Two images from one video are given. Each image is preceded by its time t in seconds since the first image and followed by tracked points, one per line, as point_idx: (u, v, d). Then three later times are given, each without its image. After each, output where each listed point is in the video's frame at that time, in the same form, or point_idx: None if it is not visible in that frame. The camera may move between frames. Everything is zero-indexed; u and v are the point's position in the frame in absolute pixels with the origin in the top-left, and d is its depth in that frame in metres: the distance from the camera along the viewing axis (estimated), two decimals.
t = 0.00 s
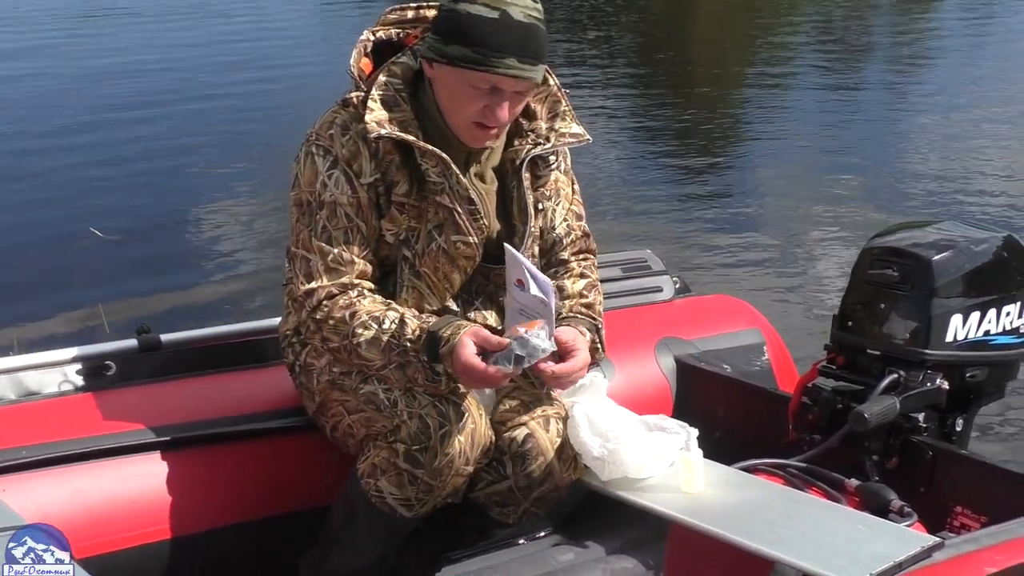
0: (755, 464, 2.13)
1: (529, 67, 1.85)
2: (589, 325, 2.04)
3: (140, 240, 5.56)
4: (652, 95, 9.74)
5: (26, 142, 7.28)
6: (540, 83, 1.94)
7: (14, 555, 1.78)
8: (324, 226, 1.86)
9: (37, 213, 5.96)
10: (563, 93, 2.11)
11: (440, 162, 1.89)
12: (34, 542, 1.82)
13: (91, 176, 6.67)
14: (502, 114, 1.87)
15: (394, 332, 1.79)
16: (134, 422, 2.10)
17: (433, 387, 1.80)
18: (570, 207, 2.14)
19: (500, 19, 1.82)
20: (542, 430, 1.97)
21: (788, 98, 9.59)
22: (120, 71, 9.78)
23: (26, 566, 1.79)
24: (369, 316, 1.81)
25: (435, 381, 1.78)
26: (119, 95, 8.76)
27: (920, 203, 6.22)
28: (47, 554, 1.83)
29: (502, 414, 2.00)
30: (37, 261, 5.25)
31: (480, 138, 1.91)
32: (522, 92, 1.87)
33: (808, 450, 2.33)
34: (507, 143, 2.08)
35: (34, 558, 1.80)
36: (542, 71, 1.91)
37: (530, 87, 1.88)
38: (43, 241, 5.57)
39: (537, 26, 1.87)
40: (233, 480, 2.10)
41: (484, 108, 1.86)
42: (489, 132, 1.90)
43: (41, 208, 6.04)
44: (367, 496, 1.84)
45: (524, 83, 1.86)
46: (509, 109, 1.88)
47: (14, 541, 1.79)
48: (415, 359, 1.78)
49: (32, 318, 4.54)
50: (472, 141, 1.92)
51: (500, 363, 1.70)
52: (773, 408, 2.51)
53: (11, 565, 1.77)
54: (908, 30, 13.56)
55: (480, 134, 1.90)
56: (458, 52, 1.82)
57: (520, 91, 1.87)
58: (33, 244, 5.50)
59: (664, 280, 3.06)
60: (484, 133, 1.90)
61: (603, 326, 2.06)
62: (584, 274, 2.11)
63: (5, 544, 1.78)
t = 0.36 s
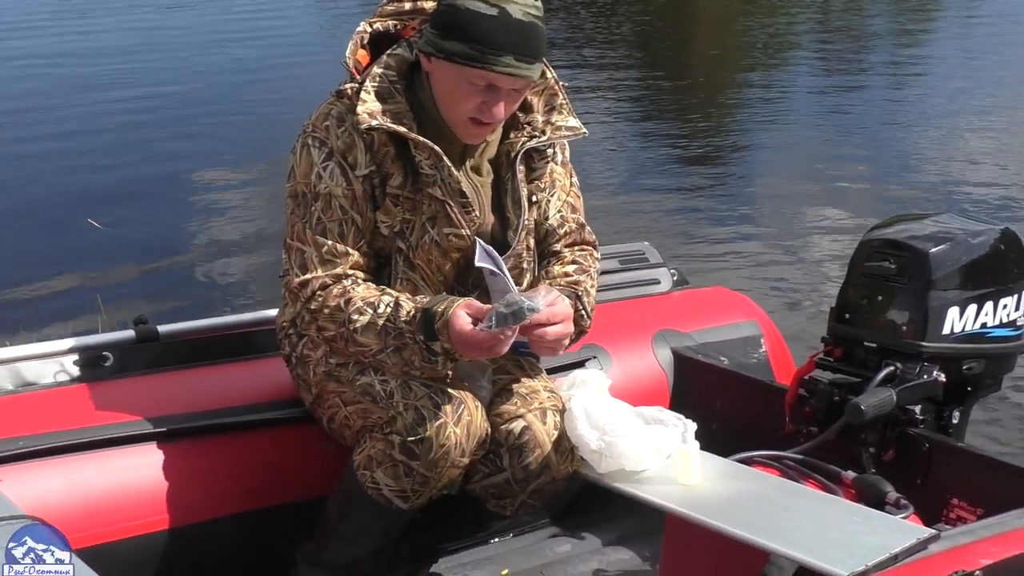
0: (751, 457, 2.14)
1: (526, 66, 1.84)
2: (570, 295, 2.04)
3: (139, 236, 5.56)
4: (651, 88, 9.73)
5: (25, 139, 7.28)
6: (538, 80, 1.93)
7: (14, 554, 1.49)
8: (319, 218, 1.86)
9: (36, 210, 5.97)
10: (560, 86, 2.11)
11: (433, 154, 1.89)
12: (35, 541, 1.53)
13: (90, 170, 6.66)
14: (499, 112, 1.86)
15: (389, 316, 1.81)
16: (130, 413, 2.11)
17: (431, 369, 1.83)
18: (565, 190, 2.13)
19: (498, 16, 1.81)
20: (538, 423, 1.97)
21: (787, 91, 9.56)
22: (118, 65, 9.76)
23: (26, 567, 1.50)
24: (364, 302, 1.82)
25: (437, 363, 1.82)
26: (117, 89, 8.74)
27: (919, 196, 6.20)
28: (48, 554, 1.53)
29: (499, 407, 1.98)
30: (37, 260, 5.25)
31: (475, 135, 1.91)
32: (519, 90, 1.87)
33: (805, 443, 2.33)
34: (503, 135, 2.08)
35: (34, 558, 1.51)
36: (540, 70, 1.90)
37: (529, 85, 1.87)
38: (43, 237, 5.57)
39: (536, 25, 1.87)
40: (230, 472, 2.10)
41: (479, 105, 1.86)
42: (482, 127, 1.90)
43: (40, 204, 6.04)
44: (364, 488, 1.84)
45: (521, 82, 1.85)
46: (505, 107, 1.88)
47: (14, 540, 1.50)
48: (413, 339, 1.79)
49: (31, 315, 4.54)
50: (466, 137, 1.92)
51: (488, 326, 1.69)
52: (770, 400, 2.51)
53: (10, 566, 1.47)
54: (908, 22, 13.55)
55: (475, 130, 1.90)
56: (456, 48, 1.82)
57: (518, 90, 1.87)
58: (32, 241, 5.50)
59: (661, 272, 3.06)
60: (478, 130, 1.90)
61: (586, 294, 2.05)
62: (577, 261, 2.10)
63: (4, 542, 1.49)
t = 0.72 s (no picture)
0: (750, 451, 2.14)
1: (524, 72, 1.84)
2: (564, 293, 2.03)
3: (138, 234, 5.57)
4: (649, 83, 9.73)
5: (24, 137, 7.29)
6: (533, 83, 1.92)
7: (14, 554, 1.49)
8: (316, 216, 1.86)
9: (35, 206, 5.97)
10: (558, 82, 2.10)
11: (429, 153, 1.88)
12: (35, 541, 1.52)
13: (89, 168, 6.67)
14: (496, 116, 1.87)
15: (384, 303, 1.81)
16: (129, 408, 2.11)
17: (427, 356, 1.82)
18: (562, 184, 2.12)
19: (496, 22, 1.81)
20: (538, 418, 1.96)
21: (786, 87, 9.56)
22: (117, 63, 9.76)
23: (26, 567, 1.49)
24: (361, 292, 1.82)
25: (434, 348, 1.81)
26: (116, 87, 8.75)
27: (916, 191, 6.21)
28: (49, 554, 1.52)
29: (496, 402, 1.98)
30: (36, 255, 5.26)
31: (469, 135, 1.91)
32: (515, 95, 1.87)
33: (804, 437, 2.33)
34: (500, 132, 2.07)
35: (35, 558, 1.50)
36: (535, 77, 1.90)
37: (526, 89, 1.87)
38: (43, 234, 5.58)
39: (535, 30, 1.87)
40: (229, 466, 2.10)
41: (477, 110, 1.86)
42: (477, 128, 1.90)
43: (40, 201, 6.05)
44: (363, 484, 1.84)
45: (517, 88, 1.85)
46: (501, 113, 1.89)
47: (15, 540, 1.50)
48: (412, 329, 1.79)
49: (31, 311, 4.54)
50: (462, 138, 1.92)
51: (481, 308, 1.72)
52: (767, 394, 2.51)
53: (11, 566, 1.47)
54: (906, 19, 13.56)
55: (470, 131, 1.90)
56: (453, 51, 1.81)
57: (515, 95, 1.87)
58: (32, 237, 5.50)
59: (660, 268, 3.06)
60: (474, 131, 1.90)
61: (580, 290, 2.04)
62: (573, 255, 2.10)
63: (4, 542, 1.49)
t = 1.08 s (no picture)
0: (750, 446, 2.14)
1: (523, 63, 1.83)
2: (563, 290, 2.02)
3: (140, 236, 5.59)
4: (649, 79, 9.75)
5: (26, 141, 7.31)
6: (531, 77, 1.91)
7: (14, 554, 1.48)
8: (316, 211, 1.86)
9: (37, 209, 5.99)
10: (558, 77, 2.10)
11: (428, 148, 1.88)
12: (36, 541, 1.51)
13: (90, 170, 6.68)
14: (494, 106, 1.86)
15: (383, 295, 1.81)
16: (129, 401, 2.11)
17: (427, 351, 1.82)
18: (561, 179, 2.12)
19: (495, 12, 1.81)
20: (537, 412, 1.96)
21: (786, 82, 9.55)
22: (118, 64, 9.78)
23: (26, 567, 1.48)
24: (357, 287, 1.82)
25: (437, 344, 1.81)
26: (116, 89, 8.76)
27: (916, 186, 6.22)
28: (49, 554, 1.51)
29: (495, 397, 1.97)
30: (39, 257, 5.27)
31: (468, 129, 1.90)
32: (515, 85, 1.86)
33: (803, 432, 2.33)
34: (499, 127, 2.07)
35: (35, 558, 1.49)
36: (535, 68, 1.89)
37: (525, 80, 1.87)
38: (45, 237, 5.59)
39: (534, 20, 1.87)
40: (228, 460, 2.10)
41: (475, 100, 1.85)
42: (475, 123, 1.89)
43: (42, 204, 6.07)
44: (363, 479, 1.83)
45: (516, 78, 1.85)
46: (501, 104, 1.88)
47: (15, 540, 1.49)
48: (408, 324, 1.79)
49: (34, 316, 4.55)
50: (462, 131, 1.91)
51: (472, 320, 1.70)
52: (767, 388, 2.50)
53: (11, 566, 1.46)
54: (905, 12, 13.57)
55: (469, 125, 1.89)
56: (452, 43, 1.81)
57: (515, 85, 1.87)
58: (34, 240, 5.52)
59: (660, 262, 3.06)
60: (473, 126, 1.89)
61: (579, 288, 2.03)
62: (573, 251, 2.09)
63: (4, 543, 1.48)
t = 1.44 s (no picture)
0: (749, 439, 2.14)
1: (523, 45, 1.83)
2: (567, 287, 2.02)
3: (138, 229, 5.58)
4: (649, 74, 9.73)
5: (24, 136, 7.30)
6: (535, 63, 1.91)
7: (14, 554, 1.46)
8: (318, 204, 1.86)
9: (36, 203, 5.98)
10: (560, 72, 2.10)
11: (432, 142, 1.87)
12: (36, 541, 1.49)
13: (89, 163, 6.67)
14: (494, 90, 1.85)
15: (383, 289, 1.81)
16: (131, 396, 2.11)
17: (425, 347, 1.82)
18: (563, 174, 2.12)
19: None
20: (537, 407, 1.97)
21: (786, 75, 9.53)
22: (117, 62, 9.77)
23: (26, 567, 1.46)
24: (356, 281, 1.82)
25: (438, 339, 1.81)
26: (114, 84, 8.74)
27: (917, 180, 6.21)
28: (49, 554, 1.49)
29: (497, 391, 1.98)
30: (38, 251, 5.26)
31: (470, 116, 1.89)
32: (516, 70, 1.86)
33: (803, 426, 2.33)
34: (502, 121, 2.07)
35: (35, 558, 1.47)
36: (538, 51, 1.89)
37: (526, 64, 1.87)
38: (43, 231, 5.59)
39: (536, 4, 1.87)
40: (229, 455, 2.11)
41: (474, 83, 1.84)
42: (477, 109, 1.88)
43: (41, 198, 6.06)
44: (363, 473, 1.83)
45: (517, 61, 1.84)
46: (501, 86, 1.86)
47: (15, 540, 1.47)
48: (405, 321, 1.78)
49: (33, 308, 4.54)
50: (463, 120, 1.90)
51: (467, 284, 1.71)
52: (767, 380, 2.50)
53: (12, 566, 1.45)
54: (906, 6, 13.55)
55: (470, 111, 1.88)
56: (453, 24, 1.81)
57: (515, 70, 1.86)
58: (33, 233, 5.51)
59: (660, 256, 3.06)
60: (474, 111, 1.87)
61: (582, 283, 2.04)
62: (574, 248, 2.10)
63: (4, 543, 1.47)
